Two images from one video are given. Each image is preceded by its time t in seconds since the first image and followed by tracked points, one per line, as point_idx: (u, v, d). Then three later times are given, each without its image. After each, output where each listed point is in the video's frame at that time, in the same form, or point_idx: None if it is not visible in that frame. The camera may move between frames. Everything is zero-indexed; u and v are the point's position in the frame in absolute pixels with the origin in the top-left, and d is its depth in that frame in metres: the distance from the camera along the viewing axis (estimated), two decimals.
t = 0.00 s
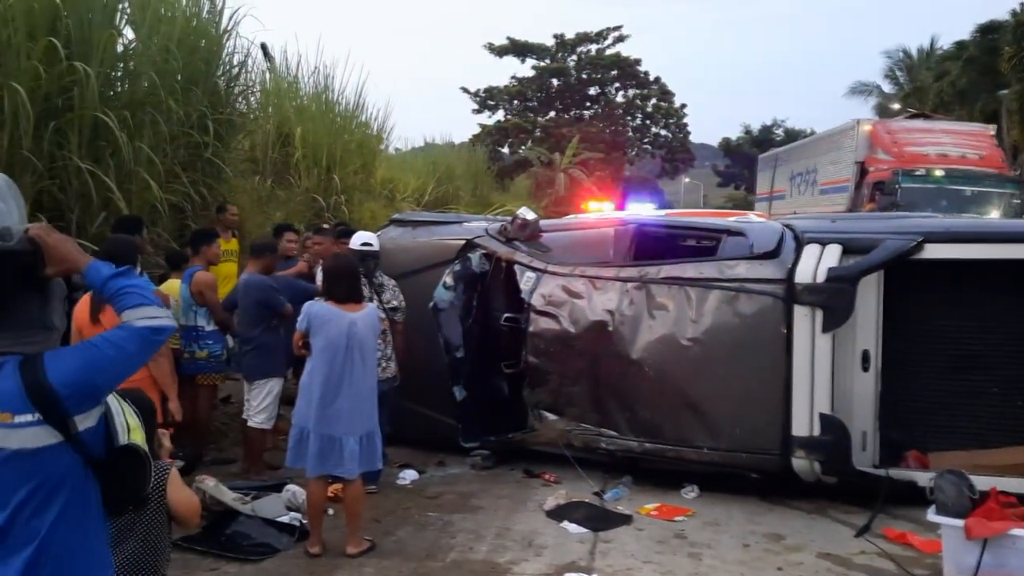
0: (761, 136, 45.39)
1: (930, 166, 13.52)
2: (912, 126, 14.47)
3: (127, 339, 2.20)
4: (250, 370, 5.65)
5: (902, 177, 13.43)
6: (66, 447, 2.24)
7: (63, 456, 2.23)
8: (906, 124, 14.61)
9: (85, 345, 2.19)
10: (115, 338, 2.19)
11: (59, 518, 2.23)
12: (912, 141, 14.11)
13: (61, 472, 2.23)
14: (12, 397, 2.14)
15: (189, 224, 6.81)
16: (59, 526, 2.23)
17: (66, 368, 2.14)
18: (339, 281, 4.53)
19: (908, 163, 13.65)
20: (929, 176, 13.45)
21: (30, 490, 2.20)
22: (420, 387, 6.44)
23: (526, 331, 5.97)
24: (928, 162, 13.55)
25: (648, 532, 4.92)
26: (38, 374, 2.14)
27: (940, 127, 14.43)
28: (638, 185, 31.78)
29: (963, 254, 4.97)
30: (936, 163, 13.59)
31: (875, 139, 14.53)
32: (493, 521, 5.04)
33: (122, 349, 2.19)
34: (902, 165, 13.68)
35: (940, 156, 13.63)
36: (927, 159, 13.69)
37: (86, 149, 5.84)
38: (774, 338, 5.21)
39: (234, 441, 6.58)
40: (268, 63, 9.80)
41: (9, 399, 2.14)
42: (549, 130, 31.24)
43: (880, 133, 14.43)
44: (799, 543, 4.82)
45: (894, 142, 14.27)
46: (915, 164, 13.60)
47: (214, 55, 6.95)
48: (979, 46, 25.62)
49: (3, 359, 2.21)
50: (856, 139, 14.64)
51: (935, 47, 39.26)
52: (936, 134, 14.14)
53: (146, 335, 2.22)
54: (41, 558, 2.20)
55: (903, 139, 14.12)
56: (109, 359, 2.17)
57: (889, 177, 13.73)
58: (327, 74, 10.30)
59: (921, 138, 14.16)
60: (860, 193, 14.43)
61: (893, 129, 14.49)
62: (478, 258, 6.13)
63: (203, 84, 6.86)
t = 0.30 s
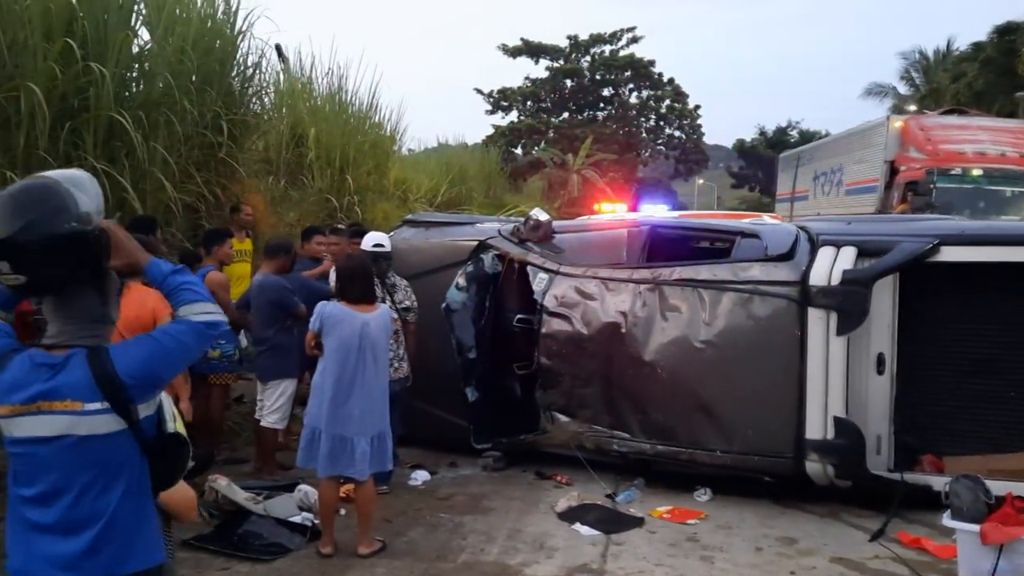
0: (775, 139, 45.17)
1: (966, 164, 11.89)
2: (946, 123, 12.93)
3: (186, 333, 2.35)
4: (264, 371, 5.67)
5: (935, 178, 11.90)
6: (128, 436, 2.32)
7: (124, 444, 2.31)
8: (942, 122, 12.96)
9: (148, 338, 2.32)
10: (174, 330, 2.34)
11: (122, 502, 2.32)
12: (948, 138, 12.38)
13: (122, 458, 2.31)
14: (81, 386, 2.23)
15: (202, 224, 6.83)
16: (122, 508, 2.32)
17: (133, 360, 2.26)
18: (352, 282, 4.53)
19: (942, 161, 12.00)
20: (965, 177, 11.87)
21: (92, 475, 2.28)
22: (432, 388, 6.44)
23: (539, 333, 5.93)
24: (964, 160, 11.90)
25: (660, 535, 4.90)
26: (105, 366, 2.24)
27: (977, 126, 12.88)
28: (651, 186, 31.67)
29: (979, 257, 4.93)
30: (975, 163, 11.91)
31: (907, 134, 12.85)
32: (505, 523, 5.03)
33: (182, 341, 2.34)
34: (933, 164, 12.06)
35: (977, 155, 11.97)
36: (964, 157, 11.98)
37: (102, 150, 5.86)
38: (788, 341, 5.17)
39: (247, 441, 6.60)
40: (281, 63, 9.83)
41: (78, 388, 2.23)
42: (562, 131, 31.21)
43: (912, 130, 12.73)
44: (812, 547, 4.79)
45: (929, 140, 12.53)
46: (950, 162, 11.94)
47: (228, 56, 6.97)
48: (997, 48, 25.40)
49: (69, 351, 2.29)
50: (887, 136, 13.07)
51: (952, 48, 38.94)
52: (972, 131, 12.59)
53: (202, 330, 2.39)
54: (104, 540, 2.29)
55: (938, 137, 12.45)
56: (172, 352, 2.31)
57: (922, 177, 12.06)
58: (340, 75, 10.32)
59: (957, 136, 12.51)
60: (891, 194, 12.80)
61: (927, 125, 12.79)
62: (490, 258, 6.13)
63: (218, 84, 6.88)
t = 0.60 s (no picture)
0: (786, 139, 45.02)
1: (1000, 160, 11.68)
2: (975, 117, 12.61)
3: (268, 343, 2.83)
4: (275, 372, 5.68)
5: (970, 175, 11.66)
6: (211, 435, 2.79)
7: (208, 441, 2.78)
8: (972, 117, 12.61)
9: (235, 347, 2.80)
10: (255, 340, 2.82)
11: (207, 495, 2.78)
12: (979, 133, 12.15)
13: (207, 455, 2.78)
14: (176, 389, 2.70)
15: (213, 225, 6.84)
16: (207, 499, 2.78)
17: (223, 367, 2.73)
18: (362, 283, 4.51)
19: (976, 157, 11.75)
20: (1000, 174, 11.64)
21: (184, 469, 2.74)
22: (441, 389, 6.45)
23: (549, 334, 5.95)
24: (998, 157, 11.68)
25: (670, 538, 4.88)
26: (199, 373, 2.71)
27: (1009, 120, 12.59)
28: (662, 187, 31.59)
29: (992, 258, 4.90)
30: (1008, 159, 11.70)
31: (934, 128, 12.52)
32: (514, 525, 5.03)
33: (265, 351, 2.81)
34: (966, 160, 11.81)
35: (1010, 150, 11.75)
36: (998, 153, 11.75)
37: (112, 152, 5.89)
38: (799, 343, 5.15)
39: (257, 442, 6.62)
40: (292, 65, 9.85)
41: (174, 391, 2.70)
42: (572, 132, 31.18)
43: (942, 125, 12.40)
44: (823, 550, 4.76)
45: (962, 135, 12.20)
46: (983, 159, 11.69)
47: (238, 58, 6.98)
48: (1009, 47, 25.26)
49: (163, 356, 2.74)
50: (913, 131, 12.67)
51: (964, 48, 38.74)
52: (1003, 125, 12.33)
53: (280, 340, 2.85)
54: (191, 527, 2.73)
55: (970, 132, 12.14)
56: (256, 360, 2.78)
57: (953, 174, 11.81)
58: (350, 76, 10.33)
59: (989, 131, 12.26)
60: (918, 193, 12.52)
61: (958, 120, 12.46)
62: (500, 259, 6.17)
63: (229, 87, 6.90)
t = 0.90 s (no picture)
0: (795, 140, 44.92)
1: None
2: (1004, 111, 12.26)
3: (337, 330, 3.09)
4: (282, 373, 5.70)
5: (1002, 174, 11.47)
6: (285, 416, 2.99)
7: (282, 423, 2.98)
8: (1001, 109, 12.27)
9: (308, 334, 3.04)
10: (326, 327, 3.08)
11: (280, 473, 2.97)
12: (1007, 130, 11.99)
13: (280, 435, 2.97)
14: (257, 372, 2.90)
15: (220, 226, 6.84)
16: (278, 479, 2.97)
17: (301, 352, 2.97)
18: (370, 285, 4.49)
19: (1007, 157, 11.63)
20: None
21: (261, 448, 2.92)
22: (448, 391, 6.46)
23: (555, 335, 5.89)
24: None
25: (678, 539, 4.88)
26: (279, 357, 2.92)
27: None
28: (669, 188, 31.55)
29: (1000, 259, 4.89)
30: None
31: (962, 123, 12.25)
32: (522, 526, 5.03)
33: (335, 337, 3.07)
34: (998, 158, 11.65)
35: None
36: None
37: (120, 154, 5.92)
38: (807, 344, 5.13)
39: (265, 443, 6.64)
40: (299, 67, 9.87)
41: (254, 374, 2.89)
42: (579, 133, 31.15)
43: (971, 120, 12.18)
44: (831, 552, 4.75)
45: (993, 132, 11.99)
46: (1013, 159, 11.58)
47: (246, 60, 6.99)
48: (1018, 47, 25.18)
49: (240, 342, 2.92)
50: (939, 126, 12.39)
51: (973, 48, 38.61)
52: None
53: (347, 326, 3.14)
54: (267, 503, 2.91)
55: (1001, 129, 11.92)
56: (327, 344, 3.04)
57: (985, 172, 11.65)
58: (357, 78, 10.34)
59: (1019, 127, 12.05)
60: (944, 192, 12.33)
61: (987, 115, 12.19)
62: (507, 261, 6.20)
63: (236, 88, 6.90)
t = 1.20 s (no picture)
0: (801, 140, 44.82)
1: None
2: None
3: (369, 328, 3.23)
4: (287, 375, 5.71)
5: None
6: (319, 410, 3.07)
7: (316, 417, 3.05)
8: None
9: (341, 331, 3.17)
10: (357, 325, 3.22)
11: (312, 466, 3.04)
12: None
13: (314, 429, 3.05)
14: (296, 367, 2.98)
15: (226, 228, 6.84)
16: (312, 469, 3.05)
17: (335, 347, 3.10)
18: (376, 287, 4.49)
19: None
20: None
21: (296, 441, 3.00)
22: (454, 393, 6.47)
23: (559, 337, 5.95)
24: None
25: (683, 541, 4.87)
26: (315, 353, 3.02)
27: None
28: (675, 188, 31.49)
29: (1005, 259, 4.87)
30: None
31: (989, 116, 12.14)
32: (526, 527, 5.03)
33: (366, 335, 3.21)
34: None
35: None
36: None
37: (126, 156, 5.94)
38: (812, 344, 5.10)
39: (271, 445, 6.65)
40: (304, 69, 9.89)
41: (293, 368, 2.98)
42: (583, 134, 31.12)
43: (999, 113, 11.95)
44: (837, 553, 4.74)
45: None
46: None
47: (251, 61, 7.00)
48: None
49: (278, 340, 3.00)
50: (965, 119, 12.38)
51: (978, 47, 38.52)
52: None
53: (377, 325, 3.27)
54: (299, 494, 2.97)
55: None
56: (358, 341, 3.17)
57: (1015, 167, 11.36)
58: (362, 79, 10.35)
59: None
60: (971, 188, 12.33)
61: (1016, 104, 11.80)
62: (511, 263, 6.34)
63: (241, 90, 6.91)
